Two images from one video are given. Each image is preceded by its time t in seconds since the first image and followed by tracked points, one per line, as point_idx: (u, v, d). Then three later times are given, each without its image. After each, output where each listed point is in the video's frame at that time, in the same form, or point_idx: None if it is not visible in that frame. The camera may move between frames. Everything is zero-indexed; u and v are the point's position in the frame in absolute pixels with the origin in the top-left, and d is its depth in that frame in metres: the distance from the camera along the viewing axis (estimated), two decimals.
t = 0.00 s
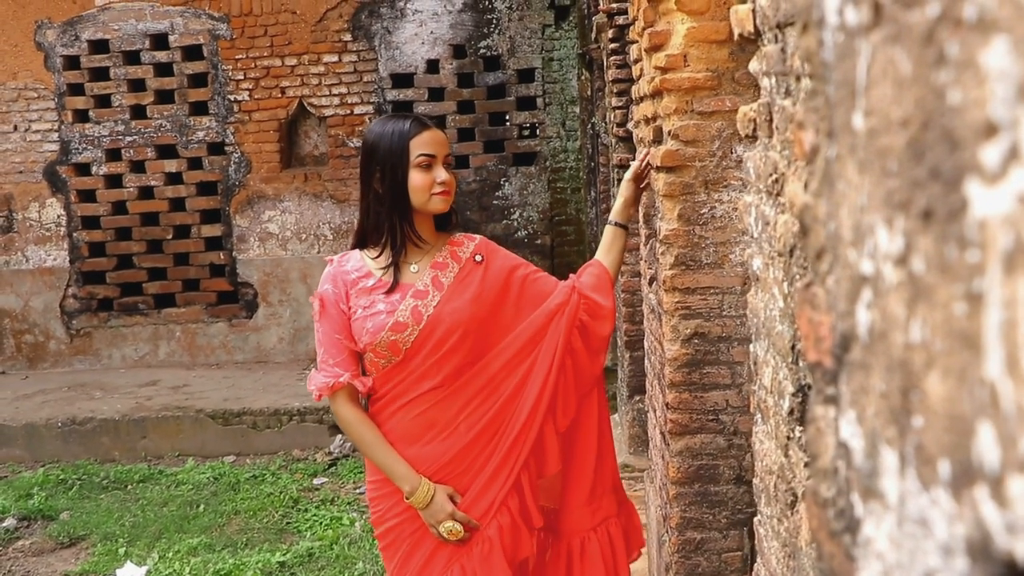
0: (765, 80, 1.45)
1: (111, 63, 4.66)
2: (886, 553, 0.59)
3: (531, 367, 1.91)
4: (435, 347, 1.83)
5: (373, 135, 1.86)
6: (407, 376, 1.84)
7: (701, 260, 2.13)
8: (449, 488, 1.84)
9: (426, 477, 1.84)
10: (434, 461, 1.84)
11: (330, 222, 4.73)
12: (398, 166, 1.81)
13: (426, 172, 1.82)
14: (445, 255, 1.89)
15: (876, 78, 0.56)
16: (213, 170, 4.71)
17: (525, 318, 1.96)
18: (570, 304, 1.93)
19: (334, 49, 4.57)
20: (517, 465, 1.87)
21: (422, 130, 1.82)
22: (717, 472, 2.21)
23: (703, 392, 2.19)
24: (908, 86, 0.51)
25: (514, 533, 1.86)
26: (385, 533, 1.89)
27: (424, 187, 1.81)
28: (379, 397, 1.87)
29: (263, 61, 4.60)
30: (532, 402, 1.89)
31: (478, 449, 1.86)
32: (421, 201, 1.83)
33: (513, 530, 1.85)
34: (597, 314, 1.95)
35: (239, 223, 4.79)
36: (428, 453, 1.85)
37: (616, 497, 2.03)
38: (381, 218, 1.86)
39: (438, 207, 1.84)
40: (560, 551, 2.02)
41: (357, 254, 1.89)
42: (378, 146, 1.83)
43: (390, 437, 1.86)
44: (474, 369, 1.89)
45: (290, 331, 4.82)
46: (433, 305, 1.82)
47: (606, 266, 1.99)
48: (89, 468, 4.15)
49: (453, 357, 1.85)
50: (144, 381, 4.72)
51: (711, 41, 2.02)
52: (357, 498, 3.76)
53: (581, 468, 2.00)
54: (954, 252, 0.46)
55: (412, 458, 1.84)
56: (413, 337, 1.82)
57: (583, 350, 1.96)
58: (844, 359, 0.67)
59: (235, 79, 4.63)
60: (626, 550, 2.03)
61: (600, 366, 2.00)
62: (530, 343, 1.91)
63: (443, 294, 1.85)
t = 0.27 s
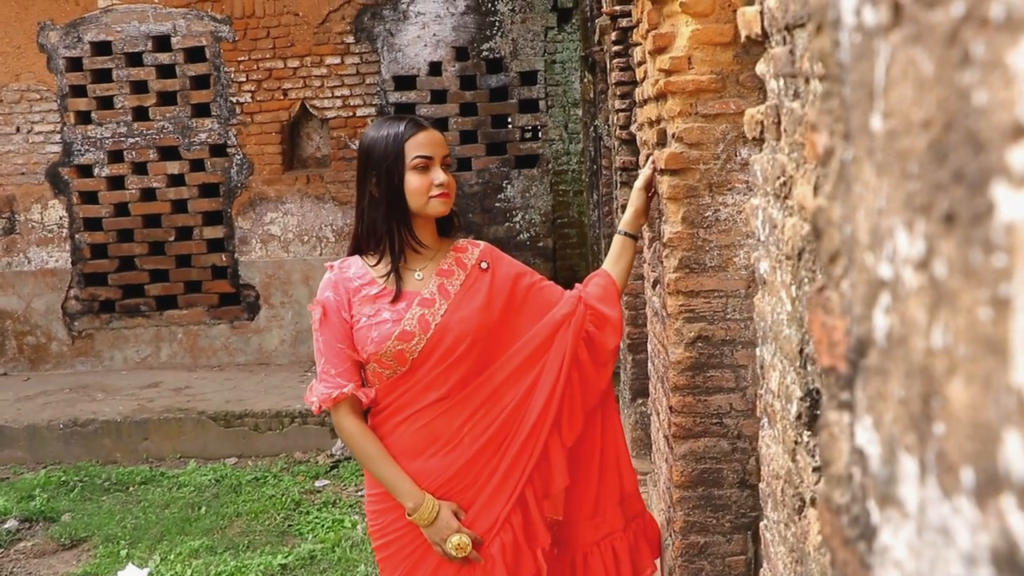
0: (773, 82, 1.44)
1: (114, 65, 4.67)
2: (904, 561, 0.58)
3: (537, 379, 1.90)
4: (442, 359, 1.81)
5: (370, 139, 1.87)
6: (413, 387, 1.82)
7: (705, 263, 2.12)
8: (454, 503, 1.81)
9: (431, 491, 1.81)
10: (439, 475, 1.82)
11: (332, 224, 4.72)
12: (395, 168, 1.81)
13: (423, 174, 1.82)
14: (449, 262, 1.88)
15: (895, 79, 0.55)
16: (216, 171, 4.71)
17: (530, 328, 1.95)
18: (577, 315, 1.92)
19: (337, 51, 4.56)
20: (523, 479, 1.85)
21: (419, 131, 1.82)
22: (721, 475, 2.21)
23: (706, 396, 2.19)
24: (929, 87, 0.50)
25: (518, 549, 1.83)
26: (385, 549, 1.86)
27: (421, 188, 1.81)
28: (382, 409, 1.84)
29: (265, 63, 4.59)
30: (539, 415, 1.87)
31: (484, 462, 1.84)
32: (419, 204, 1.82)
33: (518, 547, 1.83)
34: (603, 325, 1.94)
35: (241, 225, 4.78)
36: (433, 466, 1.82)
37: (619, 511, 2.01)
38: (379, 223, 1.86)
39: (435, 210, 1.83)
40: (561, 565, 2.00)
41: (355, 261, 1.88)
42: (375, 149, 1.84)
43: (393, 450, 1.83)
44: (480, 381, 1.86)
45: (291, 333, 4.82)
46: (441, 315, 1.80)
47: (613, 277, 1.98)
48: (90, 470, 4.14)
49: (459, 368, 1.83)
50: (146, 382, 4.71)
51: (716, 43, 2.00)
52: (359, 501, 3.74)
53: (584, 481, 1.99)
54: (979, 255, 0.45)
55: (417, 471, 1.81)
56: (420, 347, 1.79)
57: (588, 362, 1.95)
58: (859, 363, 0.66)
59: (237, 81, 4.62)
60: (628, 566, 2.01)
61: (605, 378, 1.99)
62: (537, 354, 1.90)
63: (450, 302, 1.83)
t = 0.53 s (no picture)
0: (785, 85, 1.43)
1: (120, 66, 4.67)
2: (930, 571, 0.57)
3: (545, 385, 1.88)
4: (447, 364, 1.79)
5: (371, 140, 1.86)
6: (418, 393, 1.80)
7: (713, 265, 2.10)
8: (458, 512, 1.79)
9: (436, 500, 1.79)
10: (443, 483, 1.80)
11: (337, 226, 4.72)
12: (396, 168, 1.81)
13: (424, 175, 1.82)
14: (455, 264, 1.87)
15: (922, 82, 0.54)
16: (221, 173, 4.71)
17: (539, 333, 1.93)
18: (587, 320, 1.90)
19: (343, 53, 4.56)
20: (530, 488, 1.83)
21: (419, 131, 1.82)
22: (728, 479, 2.20)
23: (714, 400, 2.18)
24: (959, 91, 0.50)
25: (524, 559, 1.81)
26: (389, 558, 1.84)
27: (423, 189, 1.80)
28: (387, 415, 1.83)
29: (271, 65, 4.59)
30: (546, 423, 1.84)
31: (490, 470, 1.82)
32: (420, 204, 1.82)
33: (525, 557, 1.80)
34: (614, 332, 1.91)
35: (246, 227, 4.78)
36: (437, 474, 1.80)
37: (629, 520, 1.99)
38: (381, 225, 1.85)
39: (437, 211, 1.82)
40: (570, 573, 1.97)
41: (357, 264, 1.87)
42: (375, 149, 1.83)
43: (397, 456, 1.82)
44: (486, 388, 1.85)
45: (297, 335, 4.81)
46: (445, 319, 1.79)
47: (627, 282, 1.96)
48: (96, 472, 4.14)
49: (464, 375, 1.81)
50: (151, 384, 4.70)
51: (724, 46, 2.00)
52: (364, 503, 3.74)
53: (594, 488, 1.97)
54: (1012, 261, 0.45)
55: (420, 479, 1.80)
56: (424, 352, 1.78)
57: (600, 368, 1.92)
58: (882, 369, 0.66)
59: (243, 83, 4.62)
60: None
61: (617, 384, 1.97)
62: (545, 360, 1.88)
63: (454, 306, 1.81)
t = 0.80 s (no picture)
0: (799, 88, 1.43)
1: (127, 68, 4.69)
2: None
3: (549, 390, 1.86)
4: (447, 370, 1.78)
5: (370, 138, 1.85)
6: (418, 398, 1.80)
7: (721, 270, 2.09)
8: (458, 518, 1.79)
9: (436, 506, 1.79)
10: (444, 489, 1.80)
11: (343, 229, 4.72)
12: (397, 169, 1.81)
13: (424, 174, 1.81)
14: (457, 264, 1.86)
15: (951, 85, 0.54)
16: (227, 175, 4.70)
17: (545, 335, 1.91)
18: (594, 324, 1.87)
19: (349, 56, 4.56)
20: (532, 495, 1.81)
21: (420, 130, 1.81)
22: (735, 484, 2.19)
23: (722, 403, 2.17)
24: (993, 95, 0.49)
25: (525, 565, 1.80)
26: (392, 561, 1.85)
27: (425, 190, 1.80)
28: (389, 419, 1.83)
29: (277, 67, 4.59)
30: (549, 429, 1.83)
31: (491, 476, 1.81)
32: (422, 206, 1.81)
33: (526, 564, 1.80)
34: (623, 336, 1.88)
35: (252, 229, 4.77)
36: (437, 480, 1.80)
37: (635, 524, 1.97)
38: (382, 226, 1.85)
39: (439, 212, 1.82)
40: None
41: (359, 265, 1.87)
42: (375, 148, 1.83)
43: (398, 461, 1.82)
44: (489, 394, 1.83)
45: (302, 337, 4.81)
46: (446, 324, 1.77)
47: (638, 284, 1.92)
48: (101, 473, 4.13)
49: (466, 381, 1.80)
50: (157, 386, 4.70)
51: (734, 49, 1.99)
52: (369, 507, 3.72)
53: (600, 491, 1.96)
54: None
55: (420, 484, 1.80)
56: (424, 357, 1.77)
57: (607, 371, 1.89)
58: (906, 375, 0.65)
59: (249, 85, 4.61)
60: None
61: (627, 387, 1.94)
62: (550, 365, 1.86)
63: (456, 309, 1.80)
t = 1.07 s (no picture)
0: (812, 91, 1.42)
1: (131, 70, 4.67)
2: None
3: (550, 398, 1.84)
4: (447, 378, 1.77)
5: (368, 140, 1.84)
6: (418, 405, 1.78)
7: (728, 274, 2.07)
8: (457, 526, 1.77)
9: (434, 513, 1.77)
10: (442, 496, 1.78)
11: (347, 231, 4.71)
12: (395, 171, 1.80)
13: (423, 178, 1.80)
14: (458, 270, 1.84)
15: (981, 86, 0.53)
16: (231, 177, 4.70)
17: (547, 341, 1.90)
18: (597, 330, 1.85)
19: (354, 58, 4.55)
20: (530, 503, 1.80)
21: (419, 132, 1.80)
22: (741, 488, 2.18)
23: (727, 408, 2.15)
24: None
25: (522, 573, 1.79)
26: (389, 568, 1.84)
27: (424, 194, 1.78)
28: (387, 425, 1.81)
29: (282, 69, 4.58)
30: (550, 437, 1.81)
31: (489, 484, 1.79)
32: (421, 209, 1.80)
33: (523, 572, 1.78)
34: (630, 341, 1.86)
35: (256, 230, 4.77)
36: (436, 488, 1.78)
37: (636, 534, 1.95)
38: (380, 229, 1.83)
39: (438, 215, 1.80)
40: None
41: (357, 268, 1.85)
42: (373, 150, 1.81)
43: (396, 467, 1.80)
44: (489, 401, 1.82)
45: (305, 339, 4.80)
46: (446, 331, 1.76)
47: (648, 290, 1.90)
48: (104, 475, 4.13)
49: (466, 389, 1.78)
50: (160, 387, 4.69)
51: (741, 52, 1.99)
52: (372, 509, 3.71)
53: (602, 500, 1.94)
54: None
55: (418, 491, 1.78)
56: (423, 364, 1.75)
57: (611, 379, 1.87)
58: (930, 381, 0.64)
59: (253, 87, 4.61)
60: None
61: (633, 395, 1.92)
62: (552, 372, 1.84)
63: (456, 316, 1.78)
